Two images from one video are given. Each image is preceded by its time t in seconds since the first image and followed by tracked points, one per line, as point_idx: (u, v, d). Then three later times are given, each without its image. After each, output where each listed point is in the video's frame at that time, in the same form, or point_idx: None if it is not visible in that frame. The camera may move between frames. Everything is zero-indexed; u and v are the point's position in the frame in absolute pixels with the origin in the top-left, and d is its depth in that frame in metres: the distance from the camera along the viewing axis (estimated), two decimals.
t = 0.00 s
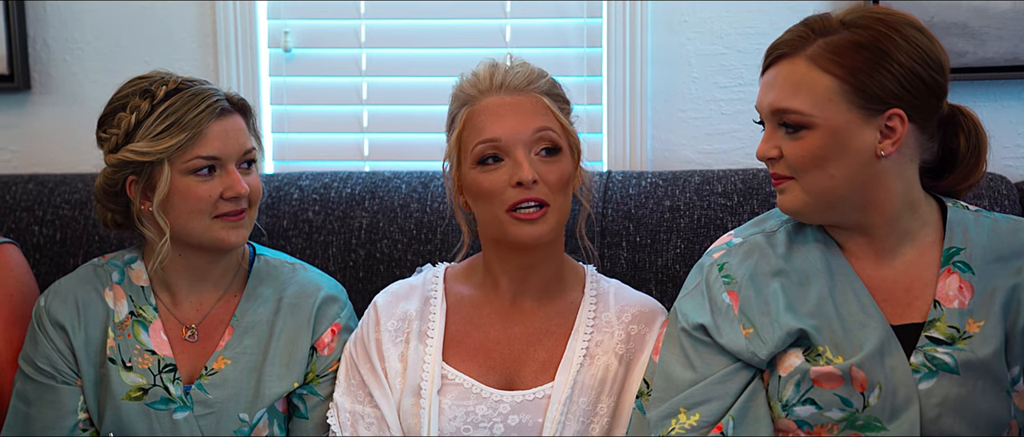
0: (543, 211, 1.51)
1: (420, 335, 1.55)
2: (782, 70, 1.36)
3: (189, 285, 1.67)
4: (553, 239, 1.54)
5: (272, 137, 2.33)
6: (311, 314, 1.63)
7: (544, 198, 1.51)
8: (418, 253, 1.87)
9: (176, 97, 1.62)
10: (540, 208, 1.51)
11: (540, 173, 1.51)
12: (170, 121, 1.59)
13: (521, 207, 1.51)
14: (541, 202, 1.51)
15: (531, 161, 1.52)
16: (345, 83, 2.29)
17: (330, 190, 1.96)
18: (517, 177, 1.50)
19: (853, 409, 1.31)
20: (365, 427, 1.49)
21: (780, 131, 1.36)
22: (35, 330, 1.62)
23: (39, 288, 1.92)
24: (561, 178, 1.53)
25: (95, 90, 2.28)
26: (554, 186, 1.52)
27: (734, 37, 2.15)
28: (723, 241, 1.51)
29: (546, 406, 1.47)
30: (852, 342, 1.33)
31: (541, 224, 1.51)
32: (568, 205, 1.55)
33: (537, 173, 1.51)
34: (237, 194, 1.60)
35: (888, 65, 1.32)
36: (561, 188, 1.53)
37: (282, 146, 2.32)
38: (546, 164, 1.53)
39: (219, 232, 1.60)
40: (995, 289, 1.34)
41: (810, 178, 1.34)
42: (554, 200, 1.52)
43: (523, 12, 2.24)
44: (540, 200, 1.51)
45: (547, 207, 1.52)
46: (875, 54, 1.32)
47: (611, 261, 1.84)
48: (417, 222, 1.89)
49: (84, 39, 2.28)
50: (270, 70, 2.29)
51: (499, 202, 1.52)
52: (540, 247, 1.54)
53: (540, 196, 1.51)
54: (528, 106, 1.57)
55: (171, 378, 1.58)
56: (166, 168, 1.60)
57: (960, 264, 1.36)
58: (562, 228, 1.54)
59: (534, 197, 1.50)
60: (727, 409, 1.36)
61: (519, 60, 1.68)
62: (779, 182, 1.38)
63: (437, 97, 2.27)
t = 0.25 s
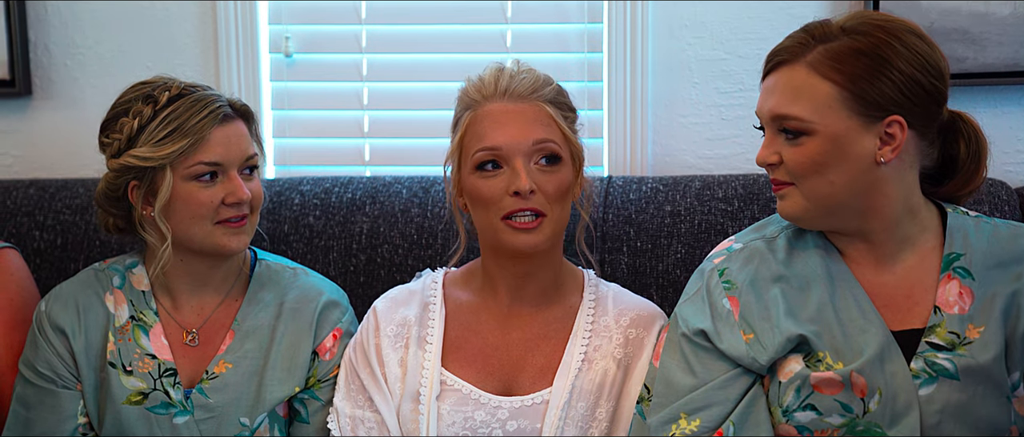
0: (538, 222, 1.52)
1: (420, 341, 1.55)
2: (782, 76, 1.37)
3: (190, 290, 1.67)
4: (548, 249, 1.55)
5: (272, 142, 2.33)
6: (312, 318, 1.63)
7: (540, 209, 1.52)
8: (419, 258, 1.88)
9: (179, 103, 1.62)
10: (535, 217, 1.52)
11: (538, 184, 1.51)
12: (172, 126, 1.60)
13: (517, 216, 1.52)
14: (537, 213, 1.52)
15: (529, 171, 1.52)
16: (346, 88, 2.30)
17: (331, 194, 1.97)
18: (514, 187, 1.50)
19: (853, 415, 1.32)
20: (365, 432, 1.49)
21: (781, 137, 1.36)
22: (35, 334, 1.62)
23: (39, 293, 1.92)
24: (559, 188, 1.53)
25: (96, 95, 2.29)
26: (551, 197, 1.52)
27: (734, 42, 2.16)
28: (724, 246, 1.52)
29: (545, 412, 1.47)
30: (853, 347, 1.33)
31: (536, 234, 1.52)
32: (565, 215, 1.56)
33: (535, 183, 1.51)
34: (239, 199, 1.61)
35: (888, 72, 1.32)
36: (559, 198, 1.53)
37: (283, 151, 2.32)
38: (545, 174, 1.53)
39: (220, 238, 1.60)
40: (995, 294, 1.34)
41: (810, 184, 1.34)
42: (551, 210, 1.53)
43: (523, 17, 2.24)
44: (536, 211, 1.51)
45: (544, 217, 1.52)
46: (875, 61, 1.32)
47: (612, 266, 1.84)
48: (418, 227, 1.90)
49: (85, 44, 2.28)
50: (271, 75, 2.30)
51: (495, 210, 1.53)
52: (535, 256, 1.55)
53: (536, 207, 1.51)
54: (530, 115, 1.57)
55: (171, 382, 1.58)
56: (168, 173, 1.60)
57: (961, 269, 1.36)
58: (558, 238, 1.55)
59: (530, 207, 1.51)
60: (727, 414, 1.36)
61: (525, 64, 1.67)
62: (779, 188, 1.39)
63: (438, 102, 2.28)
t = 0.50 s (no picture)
0: (537, 230, 1.52)
1: (420, 346, 1.55)
2: (782, 83, 1.37)
3: (190, 295, 1.68)
4: (547, 258, 1.55)
5: (272, 147, 2.33)
6: (313, 323, 1.63)
7: (539, 217, 1.52)
8: (419, 263, 1.88)
9: (181, 109, 1.63)
10: (534, 226, 1.52)
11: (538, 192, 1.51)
12: (174, 132, 1.60)
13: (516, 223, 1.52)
14: (536, 221, 1.52)
15: (531, 179, 1.53)
16: (346, 93, 2.30)
17: (332, 200, 1.97)
18: (514, 194, 1.50)
19: (853, 421, 1.32)
20: None
21: (780, 143, 1.36)
22: (35, 339, 1.62)
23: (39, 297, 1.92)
24: (559, 197, 1.53)
25: (96, 100, 2.29)
26: (552, 206, 1.52)
27: (734, 48, 2.16)
28: (723, 252, 1.52)
29: (545, 418, 1.48)
30: (852, 353, 1.34)
31: (535, 243, 1.51)
32: (565, 225, 1.56)
33: (536, 191, 1.51)
34: (240, 205, 1.61)
35: (887, 78, 1.32)
36: (559, 207, 1.53)
37: (283, 157, 2.32)
38: (546, 183, 1.54)
39: (220, 244, 1.61)
40: (995, 300, 1.34)
41: (809, 190, 1.35)
42: (550, 219, 1.53)
43: (523, 23, 2.25)
44: (535, 219, 1.51)
45: (543, 226, 1.52)
46: (874, 67, 1.33)
47: (612, 271, 1.84)
48: (418, 232, 1.90)
49: (85, 49, 2.29)
50: (271, 81, 2.30)
51: (494, 217, 1.53)
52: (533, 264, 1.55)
53: (535, 215, 1.51)
54: (535, 123, 1.57)
55: (171, 387, 1.58)
56: (170, 178, 1.61)
57: (960, 275, 1.36)
58: (557, 247, 1.55)
59: (529, 215, 1.51)
60: (727, 420, 1.36)
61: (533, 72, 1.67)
62: (778, 194, 1.39)
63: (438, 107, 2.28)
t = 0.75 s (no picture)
0: (543, 234, 1.52)
1: (420, 351, 1.55)
2: (780, 88, 1.38)
3: (192, 299, 1.68)
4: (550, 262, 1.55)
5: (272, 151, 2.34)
6: (313, 327, 1.63)
7: (545, 221, 1.52)
8: (419, 267, 1.88)
9: (182, 113, 1.63)
10: (540, 230, 1.53)
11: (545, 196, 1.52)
12: (175, 136, 1.61)
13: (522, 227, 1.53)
14: (542, 225, 1.52)
15: (536, 183, 1.53)
16: (346, 97, 2.31)
17: (332, 204, 1.97)
18: (520, 198, 1.51)
19: (852, 424, 1.32)
20: None
21: (779, 148, 1.37)
22: (35, 342, 1.62)
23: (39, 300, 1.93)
24: (564, 201, 1.54)
25: (96, 104, 2.30)
26: (557, 210, 1.53)
27: (734, 52, 2.17)
28: (723, 256, 1.52)
29: (544, 422, 1.48)
30: (851, 357, 1.33)
31: (541, 246, 1.52)
32: (569, 228, 1.56)
33: (542, 195, 1.52)
34: (240, 209, 1.61)
35: (886, 84, 1.33)
36: (565, 211, 1.54)
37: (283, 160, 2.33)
38: (552, 187, 1.54)
39: (219, 248, 1.61)
40: (994, 303, 1.34)
41: (807, 195, 1.35)
42: (555, 222, 1.53)
43: (523, 27, 2.25)
44: (541, 223, 1.52)
45: (549, 230, 1.53)
46: (873, 73, 1.33)
47: (612, 275, 1.85)
48: (418, 236, 1.90)
49: (85, 53, 2.29)
50: (271, 84, 2.31)
51: (500, 220, 1.53)
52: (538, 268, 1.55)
53: (541, 219, 1.52)
54: (540, 127, 1.58)
55: (171, 391, 1.58)
56: (170, 182, 1.61)
57: (959, 279, 1.36)
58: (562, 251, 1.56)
59: (535, 219, 1.52)
60: (726, 423, 1.37)
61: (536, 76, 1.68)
62: (776, 199, 1.40)
63: (439, 112, 2.29)
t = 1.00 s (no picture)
0: (546, 237, 1.53)
1: (420, 354, 1.55)
2: (781, 91, 1.38)
3: (193, 302, 1.68)
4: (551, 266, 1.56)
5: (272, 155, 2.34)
6: (313, 331, 1.63)
7: (548, 224, 1.53)
8: (419, 271, 1.88)
9: (182, 116, 1.64)
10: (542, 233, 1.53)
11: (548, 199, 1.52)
12: (174, 139, 1.61)
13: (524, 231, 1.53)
14: (545, 228, 1.53)
15: (539, 186, 1.53)
16: (346, 100, 2.31)
17: (332, 207, 1.98)
18: (524, 201, 1.51)
19: (851, 427, 1.32)
20: None
21: (779, 152, 1.37)
22: (36, 344, 1.63)
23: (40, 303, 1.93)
24: (567, 204, 1.54)
25: (97, 107, 2.30)
26: (560, 213, 1.53)
27: (734, 56, 2.17)
28: (721, 259, 1.53)
29: (544, 426, 1.48)
30: (850, 360, 1.34)
31: (543, 250, 1.53)
32: (570, 231, 1.57)
33: (545, 199, 1.52)
34: (239, 212, 1.62)
35: (886, 89, 1.33)
36: (567, 214, 1.55)
37: (284, 164, 2.33)
38: (555, 190, 1.54)
39: (218, 251, 1.62)
40: (993, 307, 1.35)
41: (806, 198, 1.35)
42: (558, 226, 1.54)
43: (522, 31, 2.25)
44: (543, 226, 1.53)
45: (551, 233, 1.54)
46: (874, 78, 1.33)
47: (612, 279, 1.85)
48: (418, 239, 1.91)
49: (86, 56, 2.30)
50: (271, 88, 2.31)
51: (503, 223, 1.53)
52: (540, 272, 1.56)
53: (544, 223, 1.52)
54: (544, 130, 1.58)
55: (171, 393, 1.58)
56: (169, 185, 1.62)
57: (958, 283, 1.37)
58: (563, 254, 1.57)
59: (538, 223, 1.52)
60: (726, 426, 1.37)
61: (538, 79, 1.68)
62: (775, 201, 1.40)
63: (439, 115, 2.29)
